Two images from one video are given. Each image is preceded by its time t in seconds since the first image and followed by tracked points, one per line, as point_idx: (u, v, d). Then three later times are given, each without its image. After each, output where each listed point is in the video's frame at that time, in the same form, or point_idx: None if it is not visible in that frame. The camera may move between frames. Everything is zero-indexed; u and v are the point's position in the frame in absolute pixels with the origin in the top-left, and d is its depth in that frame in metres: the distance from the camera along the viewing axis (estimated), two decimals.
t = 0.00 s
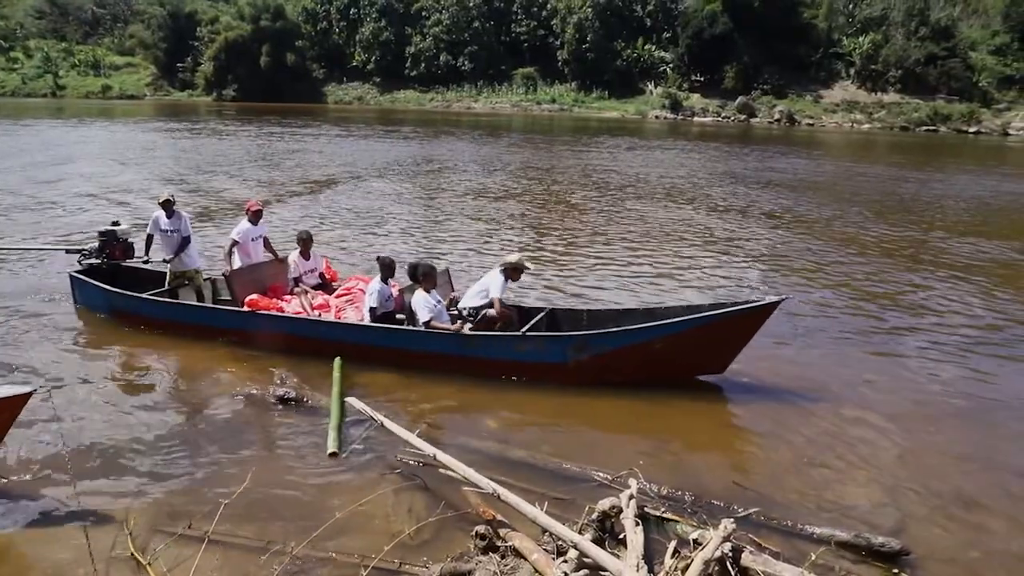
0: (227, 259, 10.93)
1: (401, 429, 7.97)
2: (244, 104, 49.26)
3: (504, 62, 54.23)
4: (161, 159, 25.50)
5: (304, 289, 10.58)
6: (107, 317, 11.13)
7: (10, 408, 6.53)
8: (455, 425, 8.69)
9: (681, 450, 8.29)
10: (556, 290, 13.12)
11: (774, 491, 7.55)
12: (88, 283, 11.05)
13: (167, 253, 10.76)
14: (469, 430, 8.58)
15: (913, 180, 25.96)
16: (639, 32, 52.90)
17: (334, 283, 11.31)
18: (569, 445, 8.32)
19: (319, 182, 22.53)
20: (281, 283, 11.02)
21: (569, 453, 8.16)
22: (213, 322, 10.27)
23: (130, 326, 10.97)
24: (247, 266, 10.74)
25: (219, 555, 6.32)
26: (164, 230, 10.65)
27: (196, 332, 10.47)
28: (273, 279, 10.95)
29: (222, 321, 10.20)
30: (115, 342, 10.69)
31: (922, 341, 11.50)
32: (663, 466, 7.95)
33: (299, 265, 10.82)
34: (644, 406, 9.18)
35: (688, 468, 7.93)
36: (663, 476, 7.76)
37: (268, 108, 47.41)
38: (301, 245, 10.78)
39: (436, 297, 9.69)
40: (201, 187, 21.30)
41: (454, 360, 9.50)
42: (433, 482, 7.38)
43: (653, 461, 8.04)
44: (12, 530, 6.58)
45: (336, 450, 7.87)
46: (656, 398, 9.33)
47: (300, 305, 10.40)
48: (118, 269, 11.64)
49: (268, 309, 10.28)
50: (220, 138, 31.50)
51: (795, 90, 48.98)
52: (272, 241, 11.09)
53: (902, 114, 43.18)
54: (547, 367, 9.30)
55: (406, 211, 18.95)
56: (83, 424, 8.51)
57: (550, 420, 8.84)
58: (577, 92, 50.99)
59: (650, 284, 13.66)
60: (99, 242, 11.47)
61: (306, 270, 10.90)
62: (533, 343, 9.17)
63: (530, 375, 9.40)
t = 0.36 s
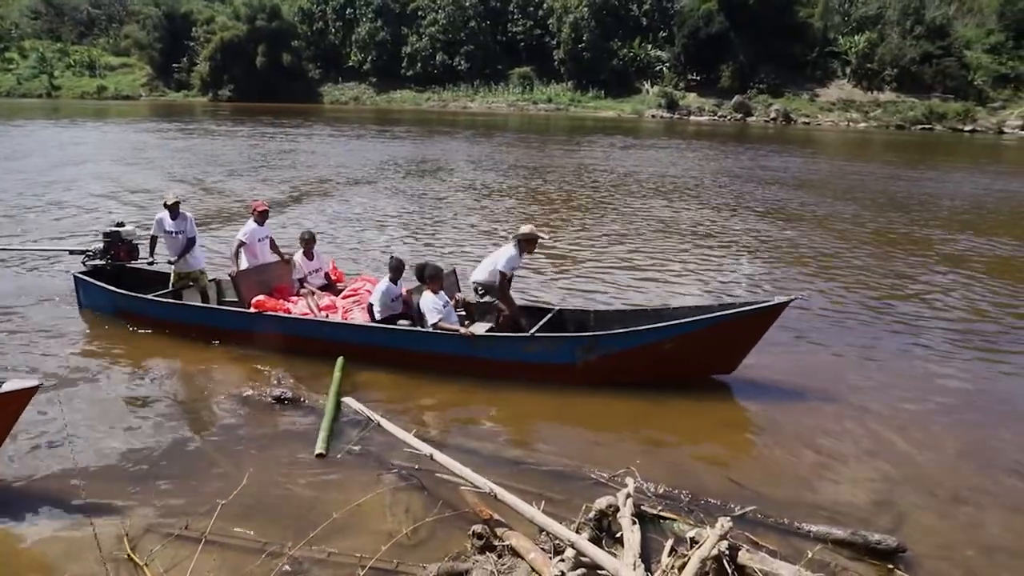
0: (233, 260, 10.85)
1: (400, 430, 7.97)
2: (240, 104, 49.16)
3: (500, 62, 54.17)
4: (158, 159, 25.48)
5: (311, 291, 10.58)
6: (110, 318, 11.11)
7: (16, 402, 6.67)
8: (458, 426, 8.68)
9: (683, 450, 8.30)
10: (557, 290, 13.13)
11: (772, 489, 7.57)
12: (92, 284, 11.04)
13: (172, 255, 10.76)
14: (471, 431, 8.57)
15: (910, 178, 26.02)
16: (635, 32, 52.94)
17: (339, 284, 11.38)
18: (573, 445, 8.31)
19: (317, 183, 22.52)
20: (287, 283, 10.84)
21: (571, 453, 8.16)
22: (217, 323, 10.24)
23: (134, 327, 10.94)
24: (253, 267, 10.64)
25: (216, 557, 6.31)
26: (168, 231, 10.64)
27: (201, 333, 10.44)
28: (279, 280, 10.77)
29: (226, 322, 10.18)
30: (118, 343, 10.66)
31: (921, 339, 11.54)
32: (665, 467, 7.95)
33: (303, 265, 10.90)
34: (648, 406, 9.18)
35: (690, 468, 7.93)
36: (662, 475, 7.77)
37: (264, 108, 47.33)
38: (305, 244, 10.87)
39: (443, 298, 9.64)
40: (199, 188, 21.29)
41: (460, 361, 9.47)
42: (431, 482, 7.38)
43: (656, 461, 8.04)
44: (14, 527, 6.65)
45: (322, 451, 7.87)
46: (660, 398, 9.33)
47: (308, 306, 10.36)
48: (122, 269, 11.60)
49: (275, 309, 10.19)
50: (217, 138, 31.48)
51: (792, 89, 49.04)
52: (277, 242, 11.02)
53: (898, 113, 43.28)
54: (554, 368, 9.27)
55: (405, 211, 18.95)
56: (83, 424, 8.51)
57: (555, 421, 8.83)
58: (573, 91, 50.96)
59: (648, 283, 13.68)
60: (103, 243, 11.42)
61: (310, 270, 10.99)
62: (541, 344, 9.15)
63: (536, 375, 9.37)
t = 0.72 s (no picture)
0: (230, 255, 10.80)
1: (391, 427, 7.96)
2: (230, 99, 48.88)
3: (491, 58, 53.98)
4: (149, 154, 25.37)
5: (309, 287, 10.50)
6: (105, 315, 11.05)
7: (13, 391, 6.68)
8: (454, 423, 8.67)
9: (677, 445, 8.33)
10: (551, 286, 13.15)
11: (761, 484, 7.62)
12: (87, 280, 10.98)
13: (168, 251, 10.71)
14: (467, 428, 8.57)
15: (901, 175, 26.12)
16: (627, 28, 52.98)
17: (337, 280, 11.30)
18: (569, 442, 8.33)
19: (308, 178, 22.45)
20: (285, 280, 10.83)
21: (568, 449, 8.18)
22: (214, 319, 10.19)
23: (129, 324, 10.87)
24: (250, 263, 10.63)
25: (205, 553, 6.29)
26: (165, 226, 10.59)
27: (197, 330, 10.39)
28: (278, 276, 10.78)
29: (224, 318, 10.13)
30: (113, 339, 10.59)
31: (912, 335, 11.61)
32: (659, 462, 7.98)
33: (300, 261, 10.76)
34: (647, 401, 9.19)
35: (684, 464, 7.96)
36: (655, 471, 7.80)
37: (254, 103, 47.10)
38: (302, 240, 10.72)
39: (442, 294, 9.47)
40: (190, 183, 21.22)
41: (458, 358, 9.45)
42: (421, 478, 7.39)
43: (651, 457, 8.06)
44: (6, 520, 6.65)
45: (303, 447, 7.87)
46: (658, 393, 9.35)
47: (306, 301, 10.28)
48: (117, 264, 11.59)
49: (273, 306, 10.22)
50: (208, 133, 31.37)
51: (782, 85, 49.16)
52: (276, 237, 10.92)
53: (888, 109, 43.46)
54: (554, 365, 9.27)
55: (397, 206, 18.95)
56: (72, 419, 8.48)
57: (553, 418, 8.82)
58: (565, 87, 50.92)
59: (636, 280, 13.68)
60: (99, 238, 11.50)
61: (307, 266, 10.84)
62: (542, 340, 9.13)
63: (535, 372, 9.37)
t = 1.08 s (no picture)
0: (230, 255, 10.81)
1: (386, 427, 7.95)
2: (225, 97, 48.74)
3: (488, 58, 53.93)
4: (145, 152, 25.33)
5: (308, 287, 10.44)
6: (103, 313, 10.99)
7: (12, 385, 6.69)
8: (453, 424, 8.66)
9: (675, 447, 8.33)
10: (548, 287, 13.17)
11: (755, 486, 7.63)
12: (85, 278, 10.93)
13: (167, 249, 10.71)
14: (463, 429, 8.58)
15: (895, 177, 26.23)
16: (623, 29, 53.10)
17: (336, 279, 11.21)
18: (567, 444, 8.33)
19: (305, 176, 22.44)
20: (283, 280, 10.79)
21: (566, 450, 8.18)
22: (213, 319, 10.15)
23: (127, 322, 10.82)
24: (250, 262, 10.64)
25: (199, 552, 6.28)
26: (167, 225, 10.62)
27: (196, 329, 10.35)
28: (277, 276, 10.75)
29: (223, 317, 10.09)
30: (111, 338, 10.55)
31: (906, 338, 11.64)
32: (656, 464, 7.99)
33: (298, 259, 10.70)
34: (646, 403, 9.20)
35: (681, 466, 7.96)
36: (652, 472, 7.81)
37: (249, 101, 46.99)
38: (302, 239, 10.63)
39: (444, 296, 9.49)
40: (186, 181, 21.19)
41: (459, 359, 9.45)
42: (416, 478, 7.39)
43: (649, 459, 8.08)
44: None
45: (288, 447, 7.80)
46: (656, 396, 9.35)
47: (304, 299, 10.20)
48: (115, 262, 11.56)
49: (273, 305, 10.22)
50: (204, 132, 31.33)
51: (777, 87, 49.30)
52: (276, 238, 10.92)
53: (883, 112, 43.62)
54: (554, 366, 9.27)
55: (393, 206, 18.96)
56: (68, 417, 8.46)
57: (552, 420, 8.83)
58: (561, 88, 50.97)
59: (631, 280, 13.72)
60: (97, 236, 11.51)
61: (305, 264, 10.79)
62: (543, 342, 9.14)
63: (535, 374, 9.37)
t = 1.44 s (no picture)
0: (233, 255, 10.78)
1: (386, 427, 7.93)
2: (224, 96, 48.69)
3: (487, 56, 53.86)
4: (144, 152, 25.32)
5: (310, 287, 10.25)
6: (105, 313, 10.98)
7: (14, 383, 6.69)
8: (457, 424, 8.65)
9: (677, 446, 8.33)
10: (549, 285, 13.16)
11: (755, 484, 7.63)
12: (87, 278, 10.92)
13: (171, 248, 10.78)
14: (465, 429, 8.56)
15: (894, 175, 26.22)
16: (622, 28, 53.08)
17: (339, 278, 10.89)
18: (570, 443, 8.32)
19: (304, 176, 22.43)
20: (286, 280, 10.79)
21: (569, 450, 8.17)
22: (216, 319, 10.14)
23: (129, 322, 10.81)
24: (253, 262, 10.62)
25: (199, 552, 6.28)
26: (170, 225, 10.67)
27: (198, 329, 10.34)
28: (279, 276, 10.73)
29: (226, 317, 10.08)
30: (114, 338, 10.55)
31: (906, 336, 11.60)
32: (658, 463, 7.98)
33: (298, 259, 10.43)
34: (650, 402, 9.20)
35: (683, 465, 7.96)
36: (654, 471, 7.81)
37: (248, 101, 46.96)
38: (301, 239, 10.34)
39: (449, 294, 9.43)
40: (186, 180, 21.18)
41: (462, 359, 9.44)
42: (416, 478, 7.39)
43: (651, 458, 8.07)
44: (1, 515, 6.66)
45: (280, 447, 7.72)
46: (659, 395, 9.34)
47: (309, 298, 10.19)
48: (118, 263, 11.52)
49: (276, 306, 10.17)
50: (204, 131, 31.33)
51: (777, 85, 49.31)
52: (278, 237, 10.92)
53: (882, 110, 43.59)
54: (558, 366, 9.25)
55: (392, 205, 18.95)
56: (68, 416, 8.45)
57: (556, 419, 8.82)
58: (560, 86, 50.97)
59: (632, 279, 13.71)
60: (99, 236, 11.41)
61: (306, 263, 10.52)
62: (547, 342, 9.12)
63: (539, 374, 9.35)
